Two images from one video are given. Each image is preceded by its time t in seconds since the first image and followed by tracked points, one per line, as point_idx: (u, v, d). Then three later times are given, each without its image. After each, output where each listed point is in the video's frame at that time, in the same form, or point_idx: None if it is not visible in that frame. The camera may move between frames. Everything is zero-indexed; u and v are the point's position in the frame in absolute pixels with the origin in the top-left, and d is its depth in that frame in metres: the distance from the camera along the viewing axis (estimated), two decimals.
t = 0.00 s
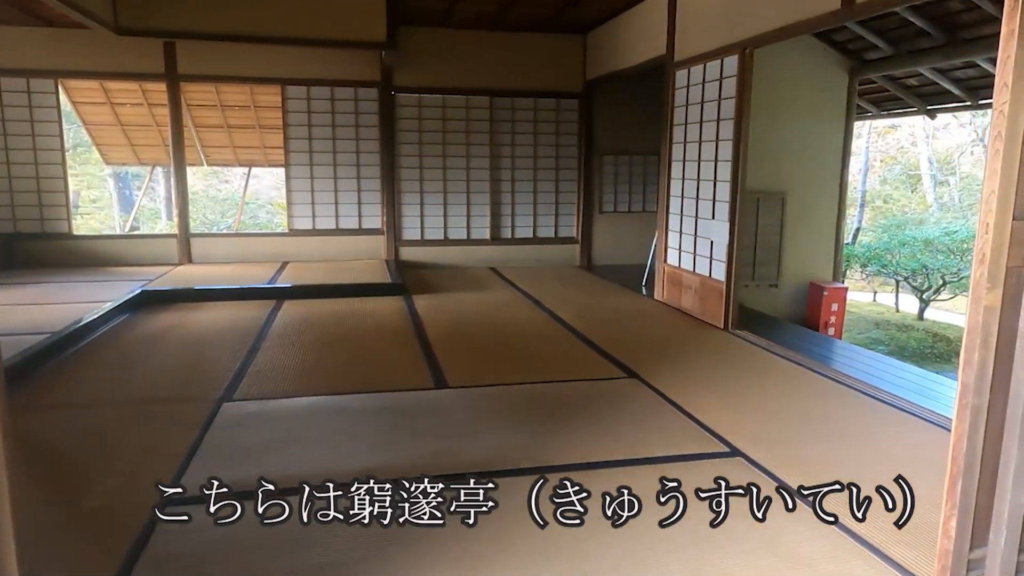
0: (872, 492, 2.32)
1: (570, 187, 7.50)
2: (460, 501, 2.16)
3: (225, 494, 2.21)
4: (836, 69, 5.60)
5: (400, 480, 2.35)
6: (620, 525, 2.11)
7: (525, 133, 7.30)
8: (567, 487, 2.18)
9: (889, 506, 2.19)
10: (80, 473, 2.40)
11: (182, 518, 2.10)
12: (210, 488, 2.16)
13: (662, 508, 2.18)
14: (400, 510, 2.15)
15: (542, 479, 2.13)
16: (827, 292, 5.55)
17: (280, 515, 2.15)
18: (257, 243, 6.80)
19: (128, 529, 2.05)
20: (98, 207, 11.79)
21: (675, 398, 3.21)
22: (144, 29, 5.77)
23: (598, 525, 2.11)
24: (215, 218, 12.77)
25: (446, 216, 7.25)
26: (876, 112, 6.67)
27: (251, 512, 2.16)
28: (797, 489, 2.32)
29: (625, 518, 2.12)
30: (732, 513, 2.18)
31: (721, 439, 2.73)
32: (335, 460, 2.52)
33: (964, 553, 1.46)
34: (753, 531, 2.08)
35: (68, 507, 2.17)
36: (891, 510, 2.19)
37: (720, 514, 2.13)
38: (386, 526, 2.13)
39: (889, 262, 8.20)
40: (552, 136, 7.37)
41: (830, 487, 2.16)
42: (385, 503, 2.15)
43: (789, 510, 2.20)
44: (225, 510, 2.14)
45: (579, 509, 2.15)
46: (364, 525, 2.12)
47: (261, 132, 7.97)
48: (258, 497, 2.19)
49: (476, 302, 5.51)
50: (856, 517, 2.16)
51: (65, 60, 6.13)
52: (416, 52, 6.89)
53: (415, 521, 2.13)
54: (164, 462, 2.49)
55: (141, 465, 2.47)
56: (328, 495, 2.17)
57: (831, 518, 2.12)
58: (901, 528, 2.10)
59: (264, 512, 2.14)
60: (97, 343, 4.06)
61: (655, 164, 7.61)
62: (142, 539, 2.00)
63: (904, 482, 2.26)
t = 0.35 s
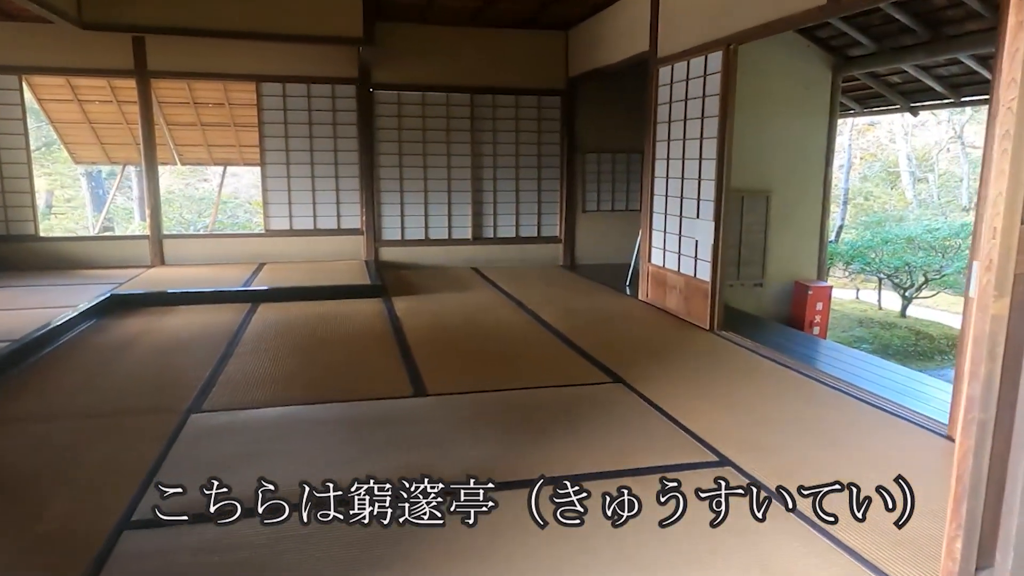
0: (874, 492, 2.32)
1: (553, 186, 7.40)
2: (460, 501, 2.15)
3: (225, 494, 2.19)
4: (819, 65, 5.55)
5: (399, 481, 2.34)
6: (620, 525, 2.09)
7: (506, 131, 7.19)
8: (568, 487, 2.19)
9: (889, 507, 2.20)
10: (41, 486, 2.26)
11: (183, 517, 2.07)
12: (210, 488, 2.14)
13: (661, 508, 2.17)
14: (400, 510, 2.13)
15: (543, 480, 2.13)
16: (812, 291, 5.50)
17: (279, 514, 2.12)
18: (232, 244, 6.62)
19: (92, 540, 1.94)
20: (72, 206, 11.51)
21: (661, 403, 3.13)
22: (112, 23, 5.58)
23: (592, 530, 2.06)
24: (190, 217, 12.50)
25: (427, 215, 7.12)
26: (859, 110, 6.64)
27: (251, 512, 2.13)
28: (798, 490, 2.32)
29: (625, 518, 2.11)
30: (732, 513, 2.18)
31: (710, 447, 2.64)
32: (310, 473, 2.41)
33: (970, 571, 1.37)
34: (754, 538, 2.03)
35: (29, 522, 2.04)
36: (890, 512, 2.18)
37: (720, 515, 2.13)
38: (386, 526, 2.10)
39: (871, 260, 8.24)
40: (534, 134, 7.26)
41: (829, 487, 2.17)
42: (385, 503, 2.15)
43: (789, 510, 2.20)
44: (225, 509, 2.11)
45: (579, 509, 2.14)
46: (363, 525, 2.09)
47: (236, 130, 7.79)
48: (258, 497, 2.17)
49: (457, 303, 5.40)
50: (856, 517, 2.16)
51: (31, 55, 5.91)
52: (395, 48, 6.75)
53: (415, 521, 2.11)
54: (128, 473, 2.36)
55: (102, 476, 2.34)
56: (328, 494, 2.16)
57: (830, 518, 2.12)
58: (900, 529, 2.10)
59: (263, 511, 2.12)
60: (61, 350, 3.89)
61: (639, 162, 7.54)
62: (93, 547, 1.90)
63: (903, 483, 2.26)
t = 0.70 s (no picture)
0: (873, 492, 2.30)
1: (547, 185, 7.29)
2: (460, 501, 2.13)
3: (227, 494, 2.17)
4: (818, 62, 5.45)
5: (399, 480, 2.33)
6: (620, 525, 2.06)
7: (500, 129, 7.07)
8: (567, 487, 2.16)
9: (889, 506, 2.18)
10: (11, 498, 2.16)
11: (183, 518, 2.06)
12: (210, 488, 2.13)
13: (661, 508, 2.15)
14: (400, 510, 2.10)
15: (542, 480, 2.10)
16: (812, 292, 5.40)
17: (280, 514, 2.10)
18: (220, 245, 6.49)
19: (75, 550, 1.88)
20: (65, 207, 11.35)
21: (659, 410, 3.03)
22: (95, 19, 5.44)
23: (592, 531, 2.04)
24: (182, 218, 12.33)
25: (419, 216, 6.99)
26: (858, 108, 6.55)
27: (251, 512, 2.11)
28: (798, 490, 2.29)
29: (625, 518, 2.08)
30: (732, 514, 2.14)
31: (711, 459, 2.52)
32: (298, 482, 2.31)
33: None
34: (758, 543, 1.98)
35: None
36: (891, 512, 2.16)
37: (720, 515, 2.10)
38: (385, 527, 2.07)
39: (870, 260, 8.19)
40: (528, 133, 7.15)
41: (829, 487, 2.15)
42: (385, 503, 2.12)
43: (790, 510, 2.18)
44: (225, 510, 2.09)
45: (579, 509, 2.11)
46: (364, 525, 2.06)
47: (224, 129, 7.65)
48: (258, 497, 2.15)
49: (450, 305, 5.29)
50: (855, 517, 2.14)
51: (11, 53, 5.76)
52: (386, 45, 6.62)
53: (415, 521, 2.08)
54: (104, 484, 2.26)
55: (78, 486, 2.24)
56: (328, 494, 2.14)
57: (830, 518, 2.10)
58: (900, 528, 2.08)
59: (263, 512, 2.10)
60: (39, 356, 3.76)
61: (635, 161, 7.42)
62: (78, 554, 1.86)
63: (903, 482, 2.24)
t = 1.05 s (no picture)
0: (873, 492, 2.28)
1: (550, 185, 7.24)
2: (460, 501, 2.12)
3: (226, 494, 2.15)
4: (824, 61, 5.39)
5: (399, 480, 2.31)
6: (620, 525, 2.05)
7: (503, 129, 7.02)
8: (567, 487, 2.15)
9: (889, 506, 2.17)
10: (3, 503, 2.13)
11: (183, 517, 2.04)
12: (210, 488, 2.11)
13: (661, 508, 2.14)
14: (400, 510, 2.09)
15: (542, 479, 2.09)
16: (818, 293, 5.34)
17: (279, 514, 2.08)
18: (222, 246, 6.46)
19: (70, 555, 1.84)
20: (68, 206, 11.36)
21: (662, 414, 2.98)
22: (95, 19, 5.41)
23: (592, 532, 2.02)
24: (184, 218, 12.30)
25: (421, 216, 6.95)
26: (865, 108, 6.50)
27: (251, 513, 2.09)
28: (797, 490, 2.28)
29: (625, 518, 2.07)
30: (732, 514, 2.13)
31: (717, 465, 2.47)
32: (295, 487, 2.26)
33: None
34: (758, 546, 1.96)
35: None
36: (891, 513, 2.15)
37: (720, 514, 2.09)
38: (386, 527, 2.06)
39: (876, 260, 8.11)
40: (531, 133, 7.10)
41: (829, 485, 2.14)
42: (385, 503, 2.11)
43: (790, 509, 2.17)
44: (225, 509, 2.07)
45: (579, 509, 2.10)
46: (364, 525, 2.05)
47: (226, 129, 7.63)
48: (258, 498, 2.12)
49: (452, 306, 5.25)
50: (856, 516, 2.13)
51: (12, 52, 5.74)
52: (388, 44, 6.58)
53: (415, 521, 2.07)
54: (97, 489, 2.22)
55: (73, 489, 2.22)
56: (328, 494, 2.12)
57: (831, 518, 2.09)
58: (901, 528, 2.07)
59: (263, 511, 2.07)
60: (38, 357, 3.74)
61: (639, 161, 7.37)
62: (73, 561, 1.82)
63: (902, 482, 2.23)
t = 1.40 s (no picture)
0: (874, 492, 2.26)
1: (561, 182, 7.21)
2: (460, 501, 2.10)
3: (226, 495, 2.13)
4: (839, 55, 5.32)
5: (398, 481, 2.28)
6: (620, 525, 2.03)
7: (513, 125, 7.00)
8: (567, 487, 2.14)
9: (888, 507, 2.15)
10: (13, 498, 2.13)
11: (183, 517, 2.02)
12: (209, 488, 2.09)
13: (661, 508, 2.12)
14: (400, 510, 2.07)
15: (541, 480, 2.11)
16: (831, 291, 5.29)
17: (279, 514, 2.06)
18: (233, 242, 6.48)
19: (80, 553, 1.83)
20: (82, 203, 11.43)
21: (673, 412, 2.95)
22: (107, 16, 5.44)
23: (595, 532, 2.00)
24: (197, 215, 12.34)
25: (431, 213, 6.94)
26: (880, 103, 6.42)
27: (251, 513, 2.07)
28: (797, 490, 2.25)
29: (625, 518, 2.05)
30: (732, 513, 2.12)
31: (729, 464, 2.45)
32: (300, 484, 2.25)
33: None
34: (763, 545, 1.94)
35: None
36: (893, 512, 2.13)
37: (720, 514, 2.07)
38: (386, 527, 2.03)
39: (890, 257, 7.99)
40: (541, 129, 7.07)
41: (828, 485, 2.13)
42: (385, 503, 2.10)
43: (789, 510, 2.14)
44: (225, 510, 2.05)
45: (579, 509, 2.09)
46: (364, 524, 2.03)
47: (237, 125, 7.65)
48: (259, 497, 2.11)
49: (461, 302, 5.24)
50: (856, 517, 2.10)
51: (25, 49, 5.78)
52: (398, 40, 6.57)
53: (415, 521, 2.05)
54: (104, 484, 2.22)
55: (82, 484, 2.22)
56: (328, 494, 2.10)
57: (830, 517, 2.07)
58: (901, 527, 2.05)
59: (263, 511, 2.05)
60: (50, 353, 3.76)
61: (650, 157, 7.32)
62: (84, 557, 1.82)
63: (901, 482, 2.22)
